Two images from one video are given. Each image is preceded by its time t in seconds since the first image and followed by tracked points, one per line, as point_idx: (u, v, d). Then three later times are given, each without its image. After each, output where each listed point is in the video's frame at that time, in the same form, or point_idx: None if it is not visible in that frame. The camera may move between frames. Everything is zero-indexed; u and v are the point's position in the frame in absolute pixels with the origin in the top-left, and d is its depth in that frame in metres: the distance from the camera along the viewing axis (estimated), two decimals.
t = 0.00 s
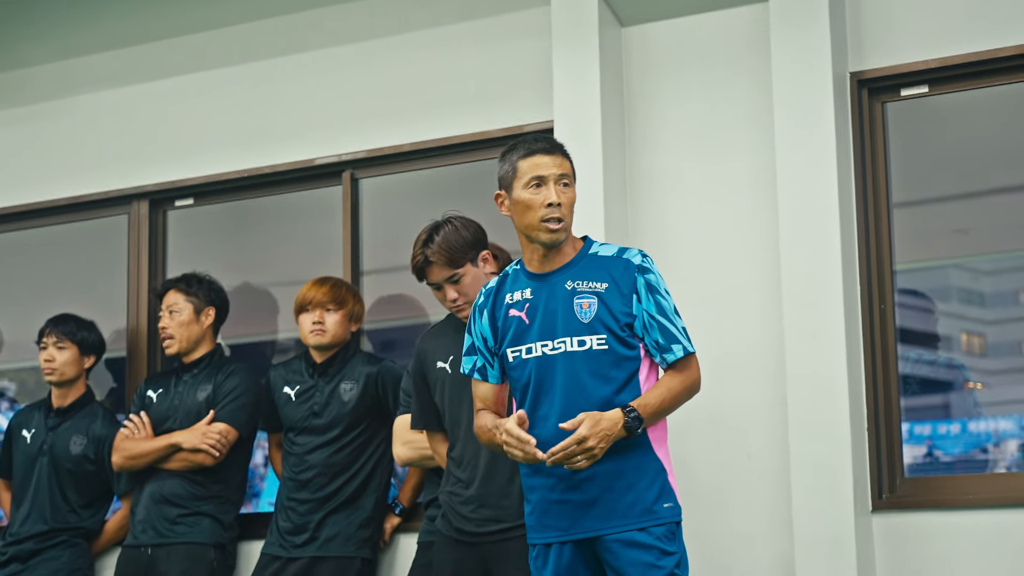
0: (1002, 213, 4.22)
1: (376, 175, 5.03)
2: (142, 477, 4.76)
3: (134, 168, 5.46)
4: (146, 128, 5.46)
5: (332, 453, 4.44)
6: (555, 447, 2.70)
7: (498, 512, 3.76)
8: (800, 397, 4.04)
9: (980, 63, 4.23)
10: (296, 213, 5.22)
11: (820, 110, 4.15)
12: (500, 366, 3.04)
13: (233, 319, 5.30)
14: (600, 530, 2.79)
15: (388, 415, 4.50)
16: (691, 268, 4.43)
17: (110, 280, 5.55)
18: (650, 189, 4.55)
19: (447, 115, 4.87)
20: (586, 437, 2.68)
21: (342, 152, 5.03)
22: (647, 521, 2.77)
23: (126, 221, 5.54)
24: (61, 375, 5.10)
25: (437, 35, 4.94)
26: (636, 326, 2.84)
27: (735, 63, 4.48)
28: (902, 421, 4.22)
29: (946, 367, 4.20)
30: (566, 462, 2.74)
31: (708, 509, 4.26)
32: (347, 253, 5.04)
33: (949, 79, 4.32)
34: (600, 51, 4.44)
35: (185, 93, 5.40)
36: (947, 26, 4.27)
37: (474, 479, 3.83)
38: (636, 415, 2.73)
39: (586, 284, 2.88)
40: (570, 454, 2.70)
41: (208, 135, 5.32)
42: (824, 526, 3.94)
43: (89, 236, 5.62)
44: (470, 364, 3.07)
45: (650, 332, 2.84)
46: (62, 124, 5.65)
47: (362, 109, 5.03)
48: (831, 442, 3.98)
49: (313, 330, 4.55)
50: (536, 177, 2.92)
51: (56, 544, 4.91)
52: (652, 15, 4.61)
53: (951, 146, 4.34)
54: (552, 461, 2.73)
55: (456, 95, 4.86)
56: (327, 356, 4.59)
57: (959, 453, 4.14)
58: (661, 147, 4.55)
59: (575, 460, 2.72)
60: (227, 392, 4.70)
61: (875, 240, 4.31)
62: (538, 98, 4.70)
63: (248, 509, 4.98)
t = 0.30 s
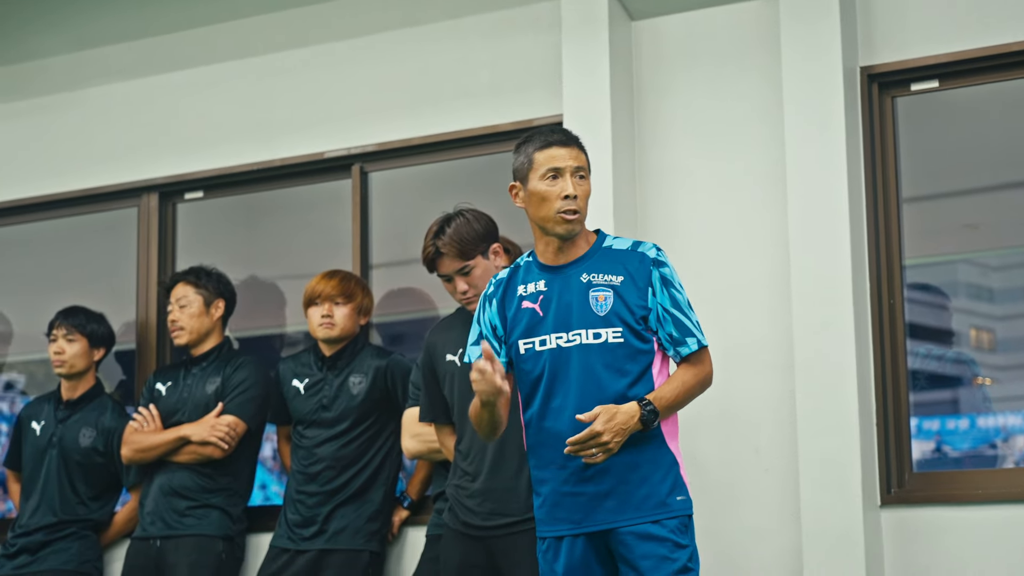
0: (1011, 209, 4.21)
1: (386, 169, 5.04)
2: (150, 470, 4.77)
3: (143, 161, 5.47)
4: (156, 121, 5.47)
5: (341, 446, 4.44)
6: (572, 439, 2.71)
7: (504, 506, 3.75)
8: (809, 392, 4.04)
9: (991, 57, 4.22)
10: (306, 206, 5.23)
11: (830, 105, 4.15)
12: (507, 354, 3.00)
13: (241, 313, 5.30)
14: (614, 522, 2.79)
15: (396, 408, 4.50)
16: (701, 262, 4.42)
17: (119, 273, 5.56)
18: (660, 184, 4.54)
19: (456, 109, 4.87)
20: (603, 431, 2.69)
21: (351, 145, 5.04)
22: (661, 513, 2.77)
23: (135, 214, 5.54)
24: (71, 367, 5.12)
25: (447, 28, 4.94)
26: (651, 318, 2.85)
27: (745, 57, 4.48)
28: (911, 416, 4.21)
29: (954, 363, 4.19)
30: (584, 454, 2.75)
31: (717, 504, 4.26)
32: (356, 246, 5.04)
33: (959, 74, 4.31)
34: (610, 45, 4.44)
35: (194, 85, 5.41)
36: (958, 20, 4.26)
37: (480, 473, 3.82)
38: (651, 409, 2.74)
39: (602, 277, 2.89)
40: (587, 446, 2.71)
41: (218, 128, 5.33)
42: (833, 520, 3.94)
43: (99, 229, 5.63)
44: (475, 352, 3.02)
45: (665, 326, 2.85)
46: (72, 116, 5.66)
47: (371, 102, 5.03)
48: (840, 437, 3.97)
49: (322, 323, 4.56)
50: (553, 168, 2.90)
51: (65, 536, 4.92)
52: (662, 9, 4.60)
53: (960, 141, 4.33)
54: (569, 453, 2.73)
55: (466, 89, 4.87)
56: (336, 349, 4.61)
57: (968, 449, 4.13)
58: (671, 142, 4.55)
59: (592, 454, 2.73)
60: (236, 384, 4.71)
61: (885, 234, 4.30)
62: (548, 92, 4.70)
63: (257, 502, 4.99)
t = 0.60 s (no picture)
0: (1019, 206, 4.20)
1: (393, 164, 5.04)
2: (158, 465, 4.78)
3: (150, 157, 5.48)
4: (163, 116, 5.47)
5: (347, 442, 4.45)
6: (586, 434, 2.69)
7: (506, 502, 3.74)
8: (816, 389, 4.04)
9: (999, 54, 4.21)
10: (313, 202, 5.23)
11: (837, 102, 4.15)
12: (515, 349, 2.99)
13: (248, 308, 5.31)
14: (625, 518, 2.79)
15: (403, 404, 4.51)
16: (708, 259, 4.42)
17: (126, 268, 5.57)
18: (667, 180, 4.54)
19: (463, 105, 4.87)
20: (617, 426, 2.68)
21: (358, 141, 5.04)
22: (672, 510, 2.78)
23: (142, 209, 5.55)
24: (78, 362, 5.13)
25: (454, 24, 4.94)
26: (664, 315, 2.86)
27: (752, 54, 4.47)
28: (917, 414, 4.21)
29: (962, 360, 4.18)
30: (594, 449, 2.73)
31: (723, 500, 4.26)
32: (363, 242, 5.05)
33: (967, 70, 4.30)
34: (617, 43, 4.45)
35: (201, 81, 5.41)
36: (965, 17, 4.24)
37: (484, 469, 3.81)
38: (665, 405, 2.74)
39: (615, 272, 2.89)
40: (601, 441, 2.69)
41: (224, 123, 5.33)
42: (840, 517, 3.94)
43: (105, 224, 5.64)
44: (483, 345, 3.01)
45: (676, 322, 2.85)
46: (79, 112, 5.66)
47: (379, 98, 5.04)
48: (846, 434, 3.97)
49: (329, 318, 4.56)
50: (573, 160, 2.91)
51: (71, 531, 4.93)
52: (670, 5, 4.60)
53: (968, 138, 4.32)
54: (580, 447, 2.72)
55: (473, 85, 4.87)
56: (343, 345, 4.60)
57: (975, 446, 4.12)
58: (679, 138, 4.55)
59: (604, 449, 2.72)
60: (243, 380, 4.72)
61: (892, 230, 4.29)
62: (555, 89, 4.70)
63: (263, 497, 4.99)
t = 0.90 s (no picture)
0: None
1: (398, 160, 5.04)
2: (162, 461, 4.79)
3: (155, 153, 5.48)
4: (168, 112, 5.48)
5: (353, 438, 4.45)
6: (590, 429, 2.68)
7: (512, 498, 3.74)
8: (821, 385, 4.03)
9: (1005, 49, 4.19)
10: (318, 198, 5.23)
11: (842, 99, 4.14)
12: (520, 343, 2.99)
13: (253, 304, 5.31)
14: (628, 513, 2.79)
15: (408, 400, 4.51)
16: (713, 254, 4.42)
17: (131, 264, 5.57)
18: (672, 176, 4.53)
19: (468, 102, 4.88)
20: (622, 422, 2.67)
21: (363, 137, 5.04)
22: (676, 506, 2.78)
23: (147, 205, 5.56)
24: (84, 358, 5.14)
25: (459, 21, 4.94)
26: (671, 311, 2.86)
27: (756, 51, 4.47)
28: (923, 410, 4.20)
29: (968, 356, 4.18)
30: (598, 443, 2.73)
31: (729, 496, 4.26)
32: (368, 238, 5.05)
33: (972, 66, 4.29)
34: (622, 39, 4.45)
35: (206, 77, 5.41)
36: (972, 14, 4.23)
37: (489, 465, 3.81)
38: (670, 401, 2.74)
39: (622, 268, 2.89)
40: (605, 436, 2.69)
41: (229, 119, 5.34)
42: (845, 513, 3.94)
43: (111, 220, 5.64)
44: (489, 339, 3.01)
45: (683, 318, 2.86)
46: (84, 108, 5.67)
47: (384, 94, 5.04)
48: (852, 429, 3.97)
49: (334, 315, 4.56)
50: (581, 155, 2.91)
51: (77, 526, 4.93)
52: (674, 1, 4.60)
53: (974, 134, 4.31)
54: (585, 443, 2.71)
55: (478, 81, 4.87)
56: (348, 341, 4.61)
57: (980, 442, 4.12)
58: (683, 134, 4.54)
59: (609, 444, 2.71)
60: (248, 375, 4.73)
61: (897, 227, 4.28)
62: (560, 85, 4.70)
63: (268, 493, 5.01)
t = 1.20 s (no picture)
0: None
1: (403, 156, 5.05)
2: (168, 457, 4.79)
3: (160, 148, 5.48)
4: (173, 108, 5.48)
5: (359, 433, 4.46)
6: (591, 423, 2.69)
7: (519, 493, 3.74)
8: (828, 380, 4.03)
9: (1011, 44, 4.18)
10: (323, 193, 5.24)
11: (847, 94, 4.14)
12: (529, 340, 3.00)
13: (258, 300, 5.31)
14: (633, 509, 2.79)
15: (414, 396, 4.52)
16: (718, 249, 4.41)
17: (137, 260, 5.58)
18: (678, 170, 4.53)
19: (472, 97, 4.87)
20: (623, 417, 2.68)
21: (368, 133, 5.05)
22: (681, 501, 2.78)
23: (153, 201, 5.56)
24: (89, 354, 5.15)
25: (463, 17, 4.94)
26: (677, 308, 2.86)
27: (760, 46, 4.47)
28: (928, 405, 4.20)
29: (974, 351, 4.17)
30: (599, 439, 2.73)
31: (735, 491, 4.26)
32: (373, 234, 5.05)
33: (978, 61, 4.28)
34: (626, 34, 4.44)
35: (211, 73, 5.41)
36: (977, 9, 4.23)
37: (496, 460, 3.81)
38: (671, 397, 2.74)
39: (628, 264, 2.89)
40: (605, 431, 2.69)
41: (234, 115, 5.34)
42: (850, 509, 3.94)
43: (116, 215, 5.65)
44: (499, 337, 3.02)
45: (687, 315, 2.86)
46: (90, 104, 5.67)
47: (389, 90, 5.04)
48: (858, 424, 3.97)
49: (339, 310, 4.57)
50: (586, 151, 2.91)
51: (83, 522, 4.94)
52: None
53: (979, 129, 4.30)
54: (585, 437, 2.72)
55: (482, 76, 4.87)
56: (353, 337, 4.61)
57: (985, 438, 4.12)
58: (689, 129, 4.54)
59: (609, 439, 2.71)
60: (253, 371, 4.74)
61: (903, 221, 4.28)
62: (565, 80, 4.69)
63: (274, 489, 5.01)
